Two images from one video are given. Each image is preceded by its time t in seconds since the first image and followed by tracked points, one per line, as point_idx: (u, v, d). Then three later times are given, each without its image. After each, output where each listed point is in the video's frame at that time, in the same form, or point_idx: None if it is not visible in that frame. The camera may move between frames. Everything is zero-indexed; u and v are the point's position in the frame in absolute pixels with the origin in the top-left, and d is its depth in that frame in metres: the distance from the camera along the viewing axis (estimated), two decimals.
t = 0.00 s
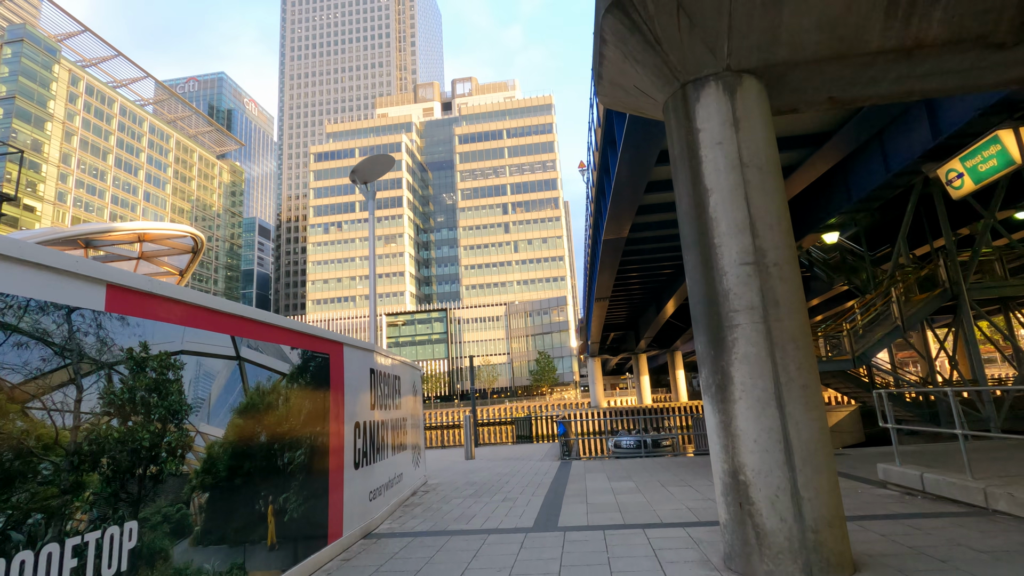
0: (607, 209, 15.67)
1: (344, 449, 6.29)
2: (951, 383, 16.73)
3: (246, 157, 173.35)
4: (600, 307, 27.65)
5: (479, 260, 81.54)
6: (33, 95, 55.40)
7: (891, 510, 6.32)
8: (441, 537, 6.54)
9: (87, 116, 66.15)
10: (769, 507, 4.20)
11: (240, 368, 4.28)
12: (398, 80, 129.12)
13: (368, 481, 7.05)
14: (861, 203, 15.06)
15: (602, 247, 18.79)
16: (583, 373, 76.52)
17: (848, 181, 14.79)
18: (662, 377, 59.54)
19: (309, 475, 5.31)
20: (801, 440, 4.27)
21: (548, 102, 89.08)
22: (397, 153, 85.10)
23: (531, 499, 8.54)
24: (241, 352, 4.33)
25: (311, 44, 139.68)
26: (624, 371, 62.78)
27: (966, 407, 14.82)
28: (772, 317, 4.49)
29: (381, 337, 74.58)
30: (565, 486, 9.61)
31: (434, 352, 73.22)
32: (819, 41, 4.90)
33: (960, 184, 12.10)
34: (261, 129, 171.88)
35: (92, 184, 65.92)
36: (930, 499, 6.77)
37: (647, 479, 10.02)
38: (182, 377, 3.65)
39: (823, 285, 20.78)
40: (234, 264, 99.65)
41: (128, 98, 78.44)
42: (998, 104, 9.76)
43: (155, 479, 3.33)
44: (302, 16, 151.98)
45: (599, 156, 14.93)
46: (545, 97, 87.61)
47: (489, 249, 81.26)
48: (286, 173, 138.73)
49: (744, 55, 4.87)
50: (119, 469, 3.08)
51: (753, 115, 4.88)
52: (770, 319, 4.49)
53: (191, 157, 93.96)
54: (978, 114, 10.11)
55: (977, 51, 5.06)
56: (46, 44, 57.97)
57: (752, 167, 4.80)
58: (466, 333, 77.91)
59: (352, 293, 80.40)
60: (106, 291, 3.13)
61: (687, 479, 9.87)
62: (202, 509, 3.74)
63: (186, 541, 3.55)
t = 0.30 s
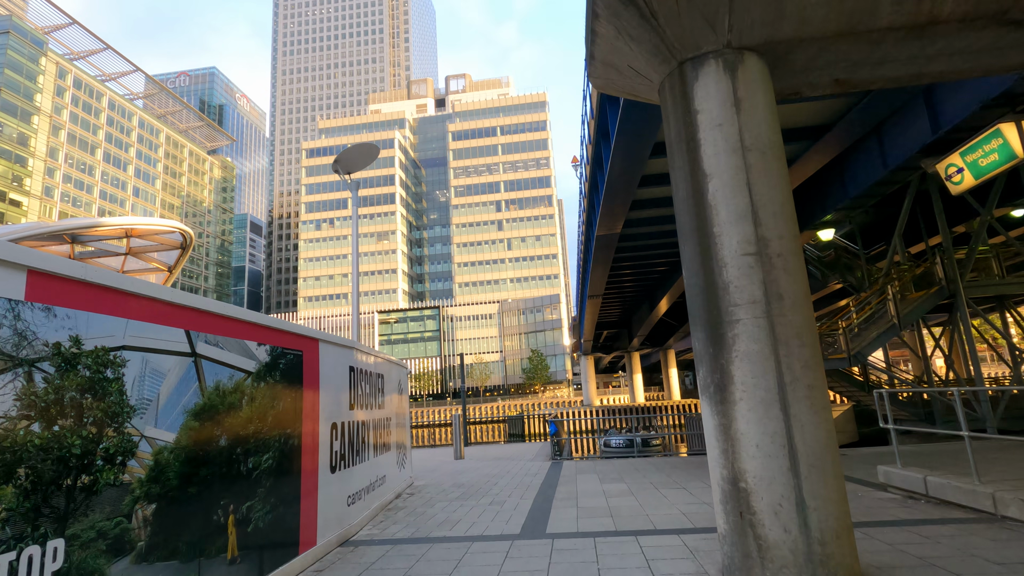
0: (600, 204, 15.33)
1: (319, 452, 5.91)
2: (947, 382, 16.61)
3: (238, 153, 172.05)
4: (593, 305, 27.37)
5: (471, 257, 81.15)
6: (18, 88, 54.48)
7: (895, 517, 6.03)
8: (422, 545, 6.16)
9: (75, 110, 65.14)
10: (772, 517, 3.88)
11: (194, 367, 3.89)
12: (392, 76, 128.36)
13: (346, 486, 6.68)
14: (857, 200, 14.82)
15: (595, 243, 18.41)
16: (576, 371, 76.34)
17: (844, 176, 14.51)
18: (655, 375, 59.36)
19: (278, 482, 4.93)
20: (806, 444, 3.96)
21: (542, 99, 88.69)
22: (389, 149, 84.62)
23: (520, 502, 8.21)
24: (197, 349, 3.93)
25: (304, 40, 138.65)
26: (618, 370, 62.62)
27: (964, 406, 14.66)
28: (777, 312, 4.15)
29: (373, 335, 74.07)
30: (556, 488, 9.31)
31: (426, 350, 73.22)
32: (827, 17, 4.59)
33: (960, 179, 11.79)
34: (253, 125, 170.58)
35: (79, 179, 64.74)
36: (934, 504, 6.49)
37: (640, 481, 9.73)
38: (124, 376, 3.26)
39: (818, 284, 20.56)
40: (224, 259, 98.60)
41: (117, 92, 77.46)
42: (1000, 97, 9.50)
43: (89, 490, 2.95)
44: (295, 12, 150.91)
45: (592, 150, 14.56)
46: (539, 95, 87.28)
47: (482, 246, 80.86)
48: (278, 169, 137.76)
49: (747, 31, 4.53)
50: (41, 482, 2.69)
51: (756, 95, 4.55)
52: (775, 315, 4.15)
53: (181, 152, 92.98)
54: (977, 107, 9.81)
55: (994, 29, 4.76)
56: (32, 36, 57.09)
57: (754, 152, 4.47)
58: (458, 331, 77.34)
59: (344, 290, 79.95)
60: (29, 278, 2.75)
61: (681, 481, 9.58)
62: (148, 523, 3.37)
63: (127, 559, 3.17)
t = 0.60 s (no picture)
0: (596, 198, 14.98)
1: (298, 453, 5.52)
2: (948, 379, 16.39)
3: (231, 148, 170.75)
4: (588, 302, 27.04)
5: (466, 254, 80.71)
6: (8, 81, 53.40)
7: (906, 520, 5.71)
8: (407, 551, 5.79)
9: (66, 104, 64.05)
10: (785, 524, 3.55)
11: (149, 360, 3.51)
12: (386, 71, 127.69)
13: (329, 487, 6.30)
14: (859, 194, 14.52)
15: (591, 238, 18.06)
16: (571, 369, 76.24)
17: (845, 169, 14.21)
18: (650, 371, 59.22)
19: (250, 485, 4.58)
20: (823, 444, 3.62)
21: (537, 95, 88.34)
22: (384, 145, 84.01)
23: (513, 504, 7.86)
24: (152, 340, 3.55)
25: (297, 35, 137.63)
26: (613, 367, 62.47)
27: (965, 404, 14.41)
28: (789, 301, 3.82)
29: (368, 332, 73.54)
30: (551, 488, 8.97)
31: (421, 347, 71.79)
32: None
33: (965, 170, 11.44)
34: (246, 121, 169.19)
35: (71, 174, 63.68)
36: (945, 506, 6.20)
37: (637, 481, 9.40)
38: (62, 370, 2.88)
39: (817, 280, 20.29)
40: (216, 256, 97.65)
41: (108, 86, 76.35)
42: (1009, 86, 9.19)
43: (15, 502, 2.57)
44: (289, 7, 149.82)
45: (588, 141, 14.20)
46: (534, 91, 86.94)
47: (477, 243, 80.46)
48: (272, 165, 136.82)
49: None
50: None
51: (766, 68, 4.20)
52: (786, 304, 3.82)
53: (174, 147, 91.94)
54: (984, 97, 9.47)
55: None
56: (21, 29, 55.96)
57: (765, 127, 4.12)
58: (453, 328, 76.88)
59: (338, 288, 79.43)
60: None
61: (680, 480, 9.27)
62: (91, 535, 2.99)
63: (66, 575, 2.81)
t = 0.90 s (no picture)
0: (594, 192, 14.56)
1: (273, 455, 5.12)
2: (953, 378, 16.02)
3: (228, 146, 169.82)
4: (586, 299, 26.66)
5: (463, 251, 80.21)
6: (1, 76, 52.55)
7: (924, 527, 5.37)
8: (392, 562, 5.38)
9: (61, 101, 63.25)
10: (806, 539, 3.17)
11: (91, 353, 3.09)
12: (383, 69, 127.29)
13: (309, 491, 5.91)
14: (865, 187, 14.12)
15: (589, 234, 17.66)
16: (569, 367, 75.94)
17: (850, 162, 13.82)
18: (648, 369, 58.98)
19: (216, 495, 4.20)
20: (848, 449, 3.24)
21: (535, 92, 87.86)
22: (381, 142, 83.55)
23: (507, 508, 7.48)
24: (95, 334, 3.14)
25: (294, 32, 136.98)
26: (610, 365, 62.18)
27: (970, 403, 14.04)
28: (809, 291, 3.44)
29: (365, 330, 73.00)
30: (547, 490, 8.59)
31: (418, 344, 71.62)
32: None
33: (975, 162, 11.14)
34: (242, 117, 168.52)
35: (65, 170, 62.75)
36: (963, 512, 5.86)
37: (637, 482, 9.04)
38: None
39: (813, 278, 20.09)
40: (212, 253, 97.03)
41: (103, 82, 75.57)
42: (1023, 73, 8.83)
43: None
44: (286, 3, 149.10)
45: (586, 132, 13.77)
46: (532, 88, 86.47)
47: (474, 241, 80.01)
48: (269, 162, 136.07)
49: None
50: None
51: (782, 35, 3.82)
52: (805, 294, 3.44)
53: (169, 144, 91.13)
54: (992, 89, 9.08)
55: None
56: (14, 23, 55.06)
57: (782, 99, 3.73)
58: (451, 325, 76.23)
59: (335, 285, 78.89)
60: None
61: (680, 482, 8.91)
62: (16, 555, 2.56)
63: None
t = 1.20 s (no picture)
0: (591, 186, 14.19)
1: (244, 458, 4.74)
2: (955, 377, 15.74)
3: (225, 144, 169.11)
4: (583, 297, 26.29)
5: (461, 250, 79.77)
6: None
7: (943, 535, 5.01)
8: (372, 572, 5.01)
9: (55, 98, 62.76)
10: (827, 554, 2.81)
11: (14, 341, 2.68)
12: (381, 67, 126.91)
13: (286, 496, 5.52)
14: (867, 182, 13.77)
15: (585, 230, 17.27)
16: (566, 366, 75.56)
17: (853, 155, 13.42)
18: (646, 368, 58.69)
19: (173, 504, 3.81)
20: (874, 453, 2.88)
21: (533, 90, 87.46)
22: (378, 140, 83.16)
23: (498, 513, 7.10)
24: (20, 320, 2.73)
25: (291, 29, 136.53)
26: (608, 364, 61.93)
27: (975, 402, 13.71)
28: (830, 275, 3.07)
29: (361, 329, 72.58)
30: (541, 493, 8.26)
31: (414, 343, 71.11)
32: None
33: (984, 154, 10.41)
34: (239, 115, 167.85)
35: (58, 168, 62.14)
36: (983, 518, 5.51)
37: (636, 485, 8.70)
38: None
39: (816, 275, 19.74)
40: (207, 251, 96.46)
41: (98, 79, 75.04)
42: None
43: None
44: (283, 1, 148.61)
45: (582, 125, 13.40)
46: (530, 86, 86.11)
47: (471, 239, 79.63)
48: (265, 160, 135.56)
49: None
50: None
51: None
52: (826, 280, 3.07)
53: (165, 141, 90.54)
54: (997, 82, 8.60)
55: None
56: (8, 19, 54.60)
57: (797, 64, 3.36)
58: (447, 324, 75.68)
59: (331, 283, 78.46)
60: None
61: (680, 483, 8.59)
62: None
63: None
